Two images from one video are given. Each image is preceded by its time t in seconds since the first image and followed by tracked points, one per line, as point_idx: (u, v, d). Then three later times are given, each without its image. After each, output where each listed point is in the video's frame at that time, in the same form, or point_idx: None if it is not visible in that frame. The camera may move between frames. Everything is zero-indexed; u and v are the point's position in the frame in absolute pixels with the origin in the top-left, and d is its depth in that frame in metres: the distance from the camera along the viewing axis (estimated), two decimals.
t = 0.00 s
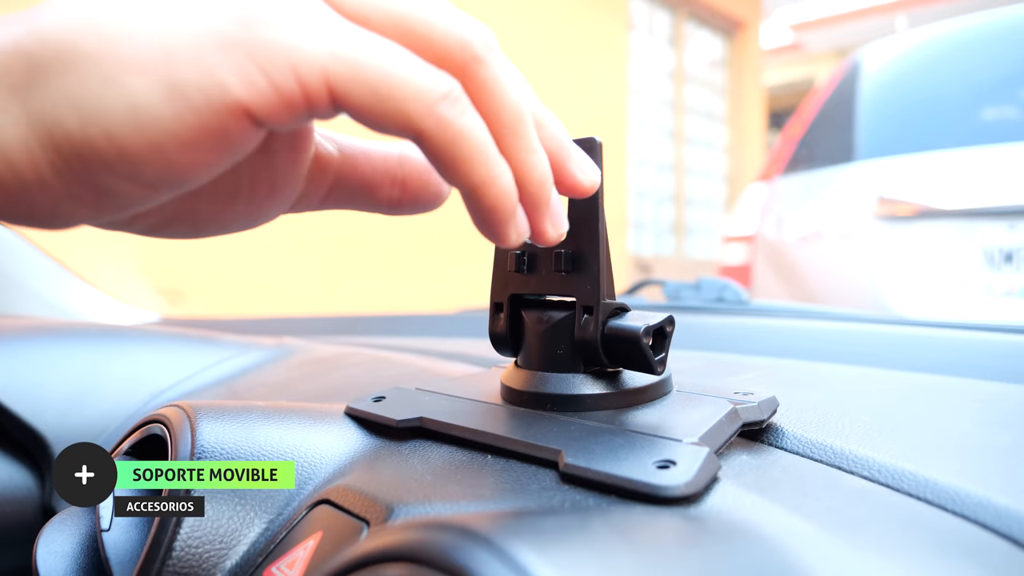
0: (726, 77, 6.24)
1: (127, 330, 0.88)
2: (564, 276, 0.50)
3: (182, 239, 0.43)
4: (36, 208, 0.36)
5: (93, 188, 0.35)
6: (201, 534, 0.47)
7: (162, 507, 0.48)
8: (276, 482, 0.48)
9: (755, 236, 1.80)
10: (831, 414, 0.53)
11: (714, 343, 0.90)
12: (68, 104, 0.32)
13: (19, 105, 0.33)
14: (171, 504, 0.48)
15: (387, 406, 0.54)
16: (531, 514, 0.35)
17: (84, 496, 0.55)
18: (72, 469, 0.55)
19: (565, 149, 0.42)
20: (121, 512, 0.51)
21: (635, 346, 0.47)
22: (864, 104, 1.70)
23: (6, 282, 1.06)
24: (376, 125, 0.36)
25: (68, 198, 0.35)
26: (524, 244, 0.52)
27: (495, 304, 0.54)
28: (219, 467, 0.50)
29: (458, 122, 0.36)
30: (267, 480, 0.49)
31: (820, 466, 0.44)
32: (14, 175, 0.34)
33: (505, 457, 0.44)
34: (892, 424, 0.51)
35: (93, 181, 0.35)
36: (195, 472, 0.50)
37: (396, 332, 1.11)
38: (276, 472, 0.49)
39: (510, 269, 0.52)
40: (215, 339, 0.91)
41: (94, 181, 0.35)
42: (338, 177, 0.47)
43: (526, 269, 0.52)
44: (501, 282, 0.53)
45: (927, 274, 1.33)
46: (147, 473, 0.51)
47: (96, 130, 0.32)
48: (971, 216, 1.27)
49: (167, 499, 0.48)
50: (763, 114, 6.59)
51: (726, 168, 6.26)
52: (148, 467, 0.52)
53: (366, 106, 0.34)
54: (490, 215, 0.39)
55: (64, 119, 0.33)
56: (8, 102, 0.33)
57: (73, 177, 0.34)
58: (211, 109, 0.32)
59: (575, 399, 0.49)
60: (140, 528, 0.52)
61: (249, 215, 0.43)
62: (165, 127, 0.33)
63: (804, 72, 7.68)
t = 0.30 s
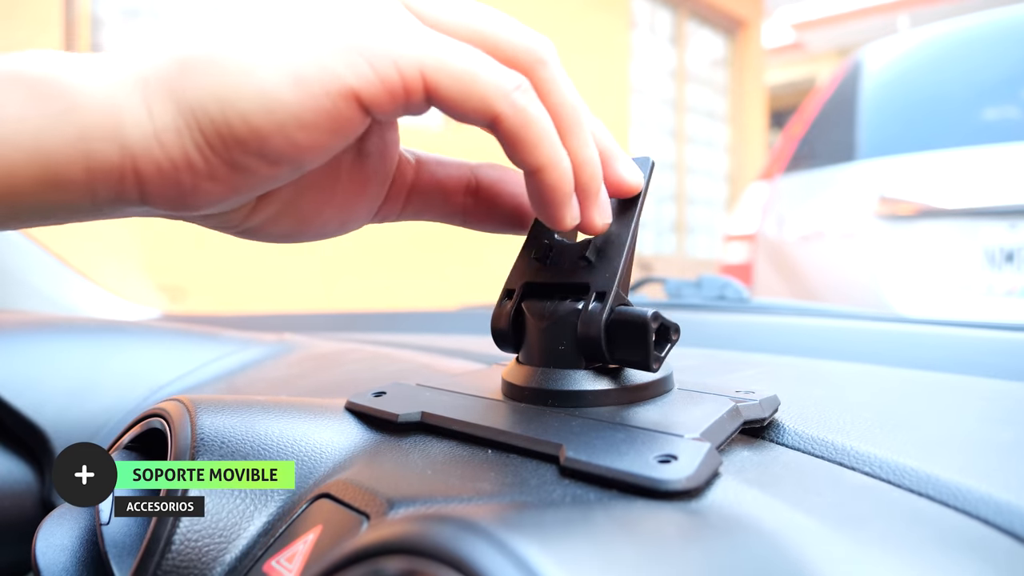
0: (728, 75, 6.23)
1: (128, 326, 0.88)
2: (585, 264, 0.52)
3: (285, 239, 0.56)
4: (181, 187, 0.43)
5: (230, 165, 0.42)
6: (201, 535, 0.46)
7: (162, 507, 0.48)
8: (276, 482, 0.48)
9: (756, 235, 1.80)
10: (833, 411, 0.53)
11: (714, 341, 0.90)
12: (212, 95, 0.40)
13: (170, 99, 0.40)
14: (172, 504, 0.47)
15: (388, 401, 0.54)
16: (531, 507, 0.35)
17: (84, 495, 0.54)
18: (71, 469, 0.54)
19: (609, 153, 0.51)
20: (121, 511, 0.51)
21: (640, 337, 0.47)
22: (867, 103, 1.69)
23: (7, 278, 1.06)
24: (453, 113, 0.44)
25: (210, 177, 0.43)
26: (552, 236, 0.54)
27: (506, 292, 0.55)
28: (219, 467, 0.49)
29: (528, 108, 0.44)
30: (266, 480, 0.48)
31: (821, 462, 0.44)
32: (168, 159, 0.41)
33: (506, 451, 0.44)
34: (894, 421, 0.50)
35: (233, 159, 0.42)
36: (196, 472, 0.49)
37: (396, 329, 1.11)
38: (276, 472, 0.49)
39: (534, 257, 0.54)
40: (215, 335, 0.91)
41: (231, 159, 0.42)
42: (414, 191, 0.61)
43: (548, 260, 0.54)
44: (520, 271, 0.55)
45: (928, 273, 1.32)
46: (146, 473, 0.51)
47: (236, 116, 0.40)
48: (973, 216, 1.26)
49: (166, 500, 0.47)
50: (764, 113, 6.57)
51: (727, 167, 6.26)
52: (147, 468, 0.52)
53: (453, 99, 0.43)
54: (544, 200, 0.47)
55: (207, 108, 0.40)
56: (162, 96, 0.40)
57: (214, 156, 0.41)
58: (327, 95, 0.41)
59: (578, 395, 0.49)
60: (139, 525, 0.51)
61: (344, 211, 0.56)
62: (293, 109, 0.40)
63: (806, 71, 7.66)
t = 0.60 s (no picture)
0: (729, 74, 6.23)
1: (128, 322, 0.88)
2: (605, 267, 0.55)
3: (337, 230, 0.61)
4: (268, 151, 0.45)
5: (315, 132, 0.45)
6: (201, 534, 0.46)
7: (162, 507, 0.47)
8: (276, 482, 0.48)
9: (757, 233, 1.80)
10: (833, 408, 0.53)
11: (714, 339, 0.90)
12: (313, 67, 0.42)
13: (269, 65, 0.42)
14: (172, 504, 0.47)
15: (388, 398, 0.54)
16: (533, 503, 0.35)
17: (85, 495, 0.54)
18: (71, 469, 0.54)
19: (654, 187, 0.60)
20: (122, 511, 0.51)
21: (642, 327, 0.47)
22: (867, 102, 1.69)
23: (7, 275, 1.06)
24: (535, 104, 0.50)
25: (294, 143, 0.45)
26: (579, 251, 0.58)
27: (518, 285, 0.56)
28: (219, 466, 0.49)
29: (603, 96, 0.51)
30: (266, 480, 0.48)
31: (822, 459, 0.44)
32: (259, 119, 0.43)
33: (506, 447, 0.44)
34: (894, 419, 0.50)
35: (320, 127, 0.45)
36: (196, 472, 0.49)
37: (397, 327, 1.11)
38: (276, 472, 0.48)
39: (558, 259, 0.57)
40: (215, 332, 0.91)
41: (317, 127, 0.45)
42: (463, 206, 0.67)
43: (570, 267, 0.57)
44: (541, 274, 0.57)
45: (929, 272, 1.32)
46: (146, 473, 0.51)
47: (331, 88, 0.43)
48: (971, 216, 1.27)
49: (166, 500, 0.47)
50: (764, 112, 6.57)
51: (727, 166, 6.26)
52: (147, 468, 0.51)
53: (537, 89, 0.49)
54: (609, 183, 0.54)
55: (305, 78, 0.42)
56: (263, 64, 0.42)
57: (304, 122, 0.44)
58: (421, 80, 0.45)
59: (579, 392, 0.49)
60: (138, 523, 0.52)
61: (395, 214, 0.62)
62: (386, 88, 0.44)
63: (807, 70, 7.65)
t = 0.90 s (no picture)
0: (728, 74, 6.22)
1: (125, 324, 0.87)
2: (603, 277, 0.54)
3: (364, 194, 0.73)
4: (264, 110, 0.53)
5: (306, 77, 0.53)
6: (200, 535, 0.46)
7: (162, 507, 0.47)
8: (277, 482, 0.48)
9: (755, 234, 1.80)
10: (830, 414, 0.52)
11: (713, 341, 0.90)
12: (299, 15, 0.50)
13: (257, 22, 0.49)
14: (172, 504, 0.47)
15: (385, 402, 0.54)
16: (528, 511, 0.35)
17: (84, 495, 0.54)
18: (71, 470, 0.54)
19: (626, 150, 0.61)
20: (121, 511, 0.51)
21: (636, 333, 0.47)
22: (865, 101, 1.69)
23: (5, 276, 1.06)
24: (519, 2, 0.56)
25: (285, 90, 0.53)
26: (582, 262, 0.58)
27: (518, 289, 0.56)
28: (219, 466, 0.49)
29: None
30: (267, 480, 0.48)
31: (818, 464, 0.44)
32: (251, 73, 0.50)
33: (501, 452, 0.44)
34: (890, 424, 0.50)
35: (309, 71, 0.53)
36: (195, 472, 0.48)
37: (394, 328, 1.11)
38: (276, 472, 0.48)
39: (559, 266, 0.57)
40: (212, 333, 0.91)
41: (308, 70, 0.52)
42: (456, 169, 0.77)
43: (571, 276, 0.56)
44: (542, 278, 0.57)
45: (928, 273, 1.32)
46: (146, 473, 0.51)
47: (319, 32, 0.51)
48: (970, 217, 1.25)
49: (166, 500, 0.47)
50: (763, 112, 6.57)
51: (726, 165, 6.26)
52: (147, 467, 0.51)
53: None
54: (593, 82, 0.56)
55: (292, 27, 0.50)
56: (250, 20, 0.49)
57: (294, 69, 0.51)
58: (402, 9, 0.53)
59: (575, 396, 0.49)
60: (135, 526, 0.51)
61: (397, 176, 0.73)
62: (372, 22, 0.52)
63: (805, 69, 7.64)
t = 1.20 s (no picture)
0: (725, 76, 6.23)
1: (124, 327, 0.88)
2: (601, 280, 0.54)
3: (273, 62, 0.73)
4: None
5: None
6: (200, 535, 0.46)
7: (163, 507, 0.47)
8: (277, 483, 0.48)
9: (752, 235, 1.81)
10: (827, 415, 0.53)
11: (710, 343, 0.90)
12: None
13: None
14: (172, 504, 0.47)
15: (384, 405, 0.54)
16: (527, 514, 0.35)
17: (84, 496, 0.54)
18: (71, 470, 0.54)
19: None
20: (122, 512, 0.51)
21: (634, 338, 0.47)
22: (862, 103, 1.69)
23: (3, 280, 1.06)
24: None
25: None
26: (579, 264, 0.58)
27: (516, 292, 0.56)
28: (219, 466, 0.49)
29: None
30: (266, 480, 0.48)
31: (816, 466, 0.44)
32: None
33: (500, 454, 0.44)
34: (887, 425, 0.50)
35: None
36: (196, 472, 0.48)
37: (391, 331, 1.11)
38: (276, 472, 0.48)
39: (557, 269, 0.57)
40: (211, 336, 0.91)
41: None
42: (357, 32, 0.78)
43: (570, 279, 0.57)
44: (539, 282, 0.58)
45: (926, 275, 1.32)
46: (146, 473, 0.51)
47: None
48: (966, 220, 1.28)
49: (166, 500, 0.47)
50: (760, 114, 6.58)
51: (723, 167, 6.27)
52: (147, 468, 0.51)
53: None
54: None
55: None
56: None
57: None
58: None
59: (573, 398, 0.49)
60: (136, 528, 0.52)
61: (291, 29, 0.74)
62: None
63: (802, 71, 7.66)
